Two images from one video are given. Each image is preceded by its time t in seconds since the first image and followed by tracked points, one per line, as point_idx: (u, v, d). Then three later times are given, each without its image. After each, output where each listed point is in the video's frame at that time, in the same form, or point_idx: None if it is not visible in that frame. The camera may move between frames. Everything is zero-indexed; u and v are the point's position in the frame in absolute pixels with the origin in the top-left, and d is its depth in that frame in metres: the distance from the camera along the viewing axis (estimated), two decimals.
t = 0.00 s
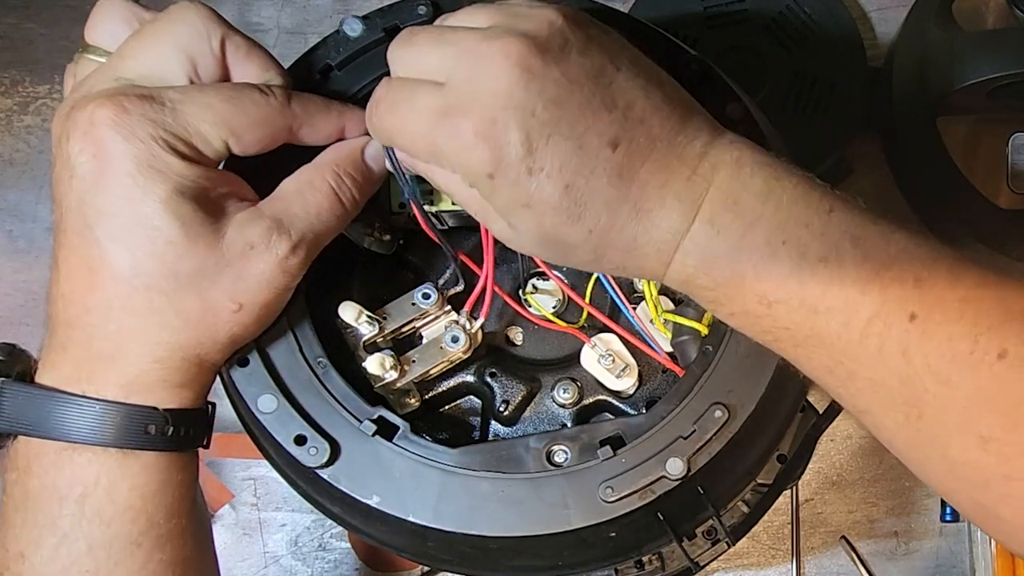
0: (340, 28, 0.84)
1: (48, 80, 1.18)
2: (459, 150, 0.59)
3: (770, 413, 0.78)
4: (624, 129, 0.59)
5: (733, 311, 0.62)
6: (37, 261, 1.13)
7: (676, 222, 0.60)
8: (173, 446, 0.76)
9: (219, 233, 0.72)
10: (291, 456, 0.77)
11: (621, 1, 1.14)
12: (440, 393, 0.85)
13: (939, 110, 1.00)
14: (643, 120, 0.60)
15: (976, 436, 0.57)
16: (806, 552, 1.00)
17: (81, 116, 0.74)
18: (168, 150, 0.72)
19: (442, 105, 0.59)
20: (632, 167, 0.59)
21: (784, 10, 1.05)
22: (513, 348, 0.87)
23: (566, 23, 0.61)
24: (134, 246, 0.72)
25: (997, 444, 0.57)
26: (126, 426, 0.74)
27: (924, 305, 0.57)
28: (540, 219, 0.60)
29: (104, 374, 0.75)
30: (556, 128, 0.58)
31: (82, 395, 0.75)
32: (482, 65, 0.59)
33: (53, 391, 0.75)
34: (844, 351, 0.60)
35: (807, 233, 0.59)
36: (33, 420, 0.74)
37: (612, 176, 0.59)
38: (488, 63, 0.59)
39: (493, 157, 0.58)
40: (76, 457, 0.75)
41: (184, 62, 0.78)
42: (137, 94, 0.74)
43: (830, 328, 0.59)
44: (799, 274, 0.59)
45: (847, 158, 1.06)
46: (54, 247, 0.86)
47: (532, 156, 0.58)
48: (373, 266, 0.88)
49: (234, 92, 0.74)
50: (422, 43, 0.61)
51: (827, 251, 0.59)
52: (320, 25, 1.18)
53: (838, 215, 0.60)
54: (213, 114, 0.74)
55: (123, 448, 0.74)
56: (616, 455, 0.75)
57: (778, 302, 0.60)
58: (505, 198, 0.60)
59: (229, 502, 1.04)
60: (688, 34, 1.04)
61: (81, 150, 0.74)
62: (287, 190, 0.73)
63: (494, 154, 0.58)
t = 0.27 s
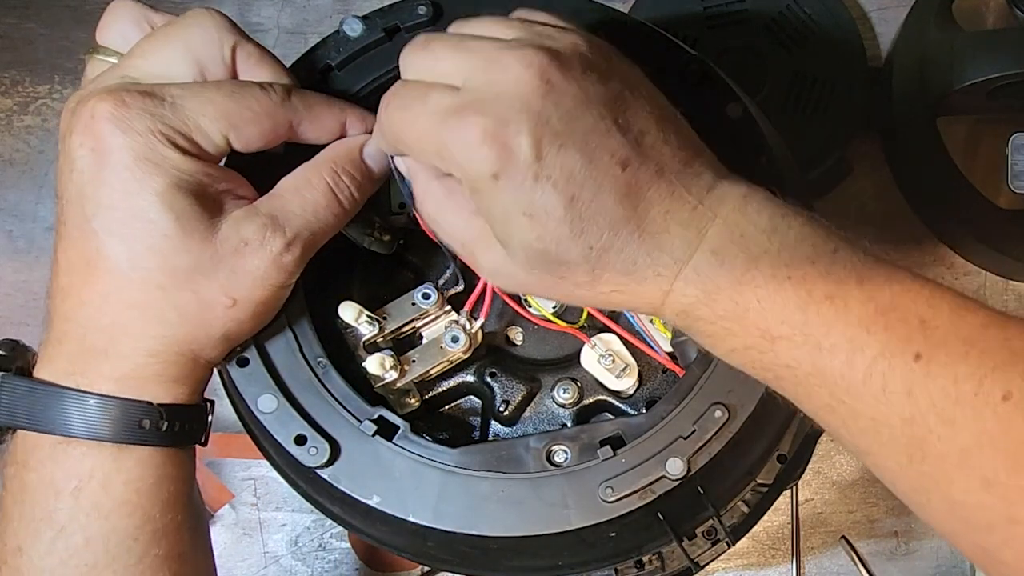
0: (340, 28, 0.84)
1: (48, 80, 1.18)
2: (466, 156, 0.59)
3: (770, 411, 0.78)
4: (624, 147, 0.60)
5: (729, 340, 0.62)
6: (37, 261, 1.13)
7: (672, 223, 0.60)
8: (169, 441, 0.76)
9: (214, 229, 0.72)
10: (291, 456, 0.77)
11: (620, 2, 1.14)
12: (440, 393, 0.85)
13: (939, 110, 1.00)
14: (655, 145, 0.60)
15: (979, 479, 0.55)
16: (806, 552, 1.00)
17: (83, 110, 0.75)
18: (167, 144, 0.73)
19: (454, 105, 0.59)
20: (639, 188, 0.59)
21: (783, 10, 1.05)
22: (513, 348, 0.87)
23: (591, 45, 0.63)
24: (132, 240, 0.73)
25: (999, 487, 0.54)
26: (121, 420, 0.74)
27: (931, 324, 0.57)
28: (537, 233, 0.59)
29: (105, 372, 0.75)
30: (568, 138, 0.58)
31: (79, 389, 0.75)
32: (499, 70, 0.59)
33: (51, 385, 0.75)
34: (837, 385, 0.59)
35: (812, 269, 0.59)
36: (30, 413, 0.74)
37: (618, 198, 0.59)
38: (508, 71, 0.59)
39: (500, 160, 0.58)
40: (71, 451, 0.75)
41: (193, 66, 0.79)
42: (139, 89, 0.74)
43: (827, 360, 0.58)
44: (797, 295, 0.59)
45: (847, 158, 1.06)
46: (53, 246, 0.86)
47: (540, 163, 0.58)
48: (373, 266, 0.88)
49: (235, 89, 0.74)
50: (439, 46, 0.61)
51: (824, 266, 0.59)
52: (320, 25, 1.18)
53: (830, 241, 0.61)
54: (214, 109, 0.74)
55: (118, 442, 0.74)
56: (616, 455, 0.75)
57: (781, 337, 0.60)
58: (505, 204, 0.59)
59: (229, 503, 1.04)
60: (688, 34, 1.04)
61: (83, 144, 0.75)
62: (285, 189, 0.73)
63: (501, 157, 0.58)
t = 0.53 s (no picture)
0: (340, 28, 0.83)
1: (48, 80, 1.18)
2: (484, 79, 0.62)
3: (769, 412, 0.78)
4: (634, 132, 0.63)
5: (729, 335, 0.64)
6: (37, 261, 1.13)
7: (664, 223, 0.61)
8: (160, 442, 0.76)
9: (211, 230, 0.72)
10: (291, 456, 0.77)
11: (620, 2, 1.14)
12: (440, 393, 0.85)
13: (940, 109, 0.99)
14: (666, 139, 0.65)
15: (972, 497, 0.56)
16: (806, 552, 1.00)
17: (82, 110, 0.75)
18: (167, 146, 0.73)
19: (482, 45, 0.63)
20: (648, 162, 0.63)
21: (783, 10, 1.05)
22: (513, 348, 0.87)
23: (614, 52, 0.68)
24: (129, 240, 0.73)
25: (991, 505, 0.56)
26: (113, 420, 0.74)
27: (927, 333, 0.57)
28: (540, 166, 0.61)
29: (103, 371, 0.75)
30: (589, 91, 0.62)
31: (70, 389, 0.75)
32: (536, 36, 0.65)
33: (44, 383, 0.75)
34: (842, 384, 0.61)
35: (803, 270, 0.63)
36: (22, 411, 0.74)
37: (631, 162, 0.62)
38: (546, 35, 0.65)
39: (521, 83, 0.61)
40: (66, 450, 0.75)
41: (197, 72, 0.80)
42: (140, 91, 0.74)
43: (825, 359, 0.61)
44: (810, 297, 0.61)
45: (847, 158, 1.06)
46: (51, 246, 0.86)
47: (561, 100, 0.61)
48: (373, 266, 0.88)
49: (236, 92, 0.75)
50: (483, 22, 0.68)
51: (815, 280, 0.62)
52: (320, 25, 1.17)
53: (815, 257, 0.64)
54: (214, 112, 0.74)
55: (108, 441, 0.74)
56: (616, 455, 0.75)
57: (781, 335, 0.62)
58: (509, 134, 0.61)
59: (229, 502, 1.04)
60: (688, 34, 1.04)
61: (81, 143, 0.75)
62: (281, 191, 0.74)
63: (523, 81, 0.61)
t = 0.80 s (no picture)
0: (340, 28, 0.84)
1: (48, 80, 1.18)
2: (458, 80, 0.61)
3: (769, 412, 0.78)
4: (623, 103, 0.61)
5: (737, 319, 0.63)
6: (37, 261, 1.13)
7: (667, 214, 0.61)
8: (159, 449, 0.76)
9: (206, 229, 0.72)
10: (291, 456, 0.77)
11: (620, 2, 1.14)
12: (440, 393, 0.85)
13: (939, 110, 1.00)
14: (655, 102, 0.63)
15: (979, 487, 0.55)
16: (806, 552, 1.00)
17: (70, 114, 0.76)
18: (153, 141, 0.73)
19: (450, 42, 0.62)
20: (637, 135, 0.61)
21: (783, 10, 1.05)
22: (513, 348, 0.87)
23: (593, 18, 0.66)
24: (127, 240, 0.73)
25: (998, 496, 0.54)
26: (111, 425, 0.74)
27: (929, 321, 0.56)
28: (527, 163, 0.61)
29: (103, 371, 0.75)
30: (565, 75, 0.61)
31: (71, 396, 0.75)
32: (501, 17, 0.63)
33: (45, 390, 0.75)
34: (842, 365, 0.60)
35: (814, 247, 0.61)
36: (22, 416, 0.74)
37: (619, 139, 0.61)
38: (511, 17, 0.62)
39: (495, 83, 0.60)
40: (63, 453, 0.75)
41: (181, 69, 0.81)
42: (124, 91, 0.76)
43: (839, 345, 0.60)
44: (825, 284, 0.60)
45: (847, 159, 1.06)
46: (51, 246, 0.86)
47: (536, 93, 0.60)
48: (373, 266, 0.88)
49: (218, 85, 0.75)
50: (450, 6, 0.65)
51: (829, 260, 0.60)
52: (320, 25, 1.17)
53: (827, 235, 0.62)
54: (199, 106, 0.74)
55: (107, 447, 0.74)
56: (616, 455, 0.75)
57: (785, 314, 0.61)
58: (496, 132, 0.61)
59: (229, 502, 1.04)
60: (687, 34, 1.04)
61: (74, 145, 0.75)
62: (274, 187, 0.74)
63: (496, 82, 0.60)
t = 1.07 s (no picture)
0: (340, 28, 0.83)
1: (48, 80, 1.18)
2: (429, 106, 0.60)
3: (769, 411, 0.78)
4: (599, 94, 0.59)
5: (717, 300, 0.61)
6: (37, 261, 1.13)
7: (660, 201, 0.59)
8: (168, 449, 0.76)
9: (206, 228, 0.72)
10: (291, 456, 0.77)
11: (620, 1, 1.14)
12: (440, 393, 0.85)
13: (941, 109, 1.00)
14: (628, 87, 0.60)
15: (961, 472, 0.53)
16: (806, 552, 1.00)
17: (62, 119, 0.76)
18: (145, 145, 0.74)
19: (414, 64, 0.60)
20: (614, 129, 0.59)
21: (783, 11, 1.05)
22: (513, 348, 0.87)
23: None
24: (127, 239, 0.73)
25: (981, 483, 0.53)
26: (119, 426, 0.74)
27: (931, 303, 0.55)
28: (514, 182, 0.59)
29: (103, 371, 0.75)
30: (528, 82, 0.58)
31: (78, 395, 0.75)
32: (456, 24, 0.60)
33: (53, 391, 0.75)
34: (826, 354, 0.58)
35: (802, 227, 0.57)
36: (31, 418, 0.74)
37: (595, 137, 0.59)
38: (464, 22, 0.60)
39: (465, 109, 0.59)
40: (72, 453, 0.74)
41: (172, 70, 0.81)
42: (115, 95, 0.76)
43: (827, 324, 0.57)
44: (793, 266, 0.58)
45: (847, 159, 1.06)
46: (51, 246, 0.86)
47: (505, 111, 0.58)
48: (373, 266, 0.88)
49: (209, 87, 0.75)
50: (404, 15, 0.62)
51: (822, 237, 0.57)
52: (320, 25, 1.17)
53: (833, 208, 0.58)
54: (190, 109, 0.74)
55: (116, 448, 0.74)
56: (616, 455, 0.75)
57: (767, 298, 0.59)
58: (481, 157, 0.59)
59: (229, 502, 1.04)
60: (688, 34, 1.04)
61: (70, 149, 0.75)
62: (268, 184, 0.74)
63: (464, 107, 0.59)
